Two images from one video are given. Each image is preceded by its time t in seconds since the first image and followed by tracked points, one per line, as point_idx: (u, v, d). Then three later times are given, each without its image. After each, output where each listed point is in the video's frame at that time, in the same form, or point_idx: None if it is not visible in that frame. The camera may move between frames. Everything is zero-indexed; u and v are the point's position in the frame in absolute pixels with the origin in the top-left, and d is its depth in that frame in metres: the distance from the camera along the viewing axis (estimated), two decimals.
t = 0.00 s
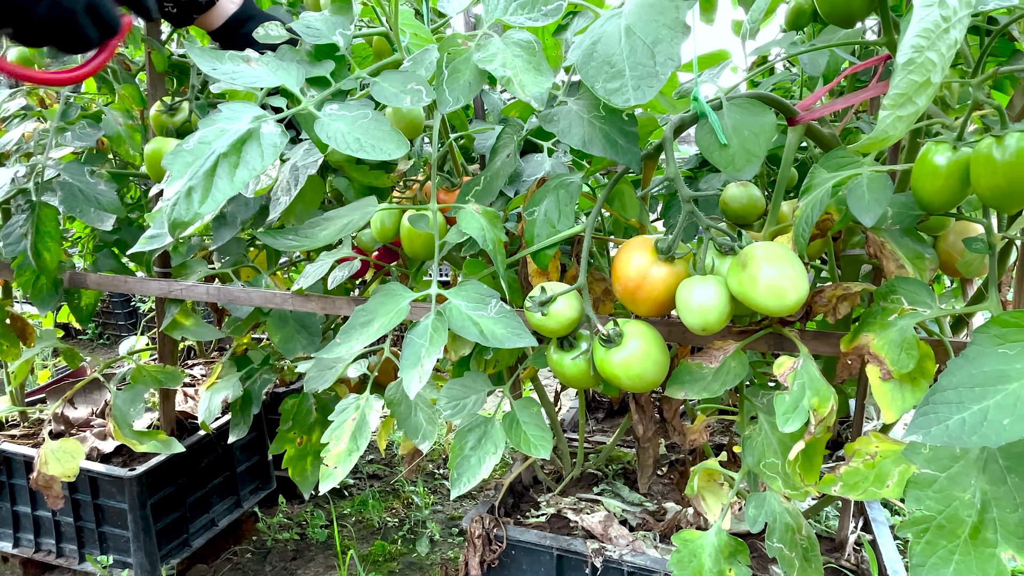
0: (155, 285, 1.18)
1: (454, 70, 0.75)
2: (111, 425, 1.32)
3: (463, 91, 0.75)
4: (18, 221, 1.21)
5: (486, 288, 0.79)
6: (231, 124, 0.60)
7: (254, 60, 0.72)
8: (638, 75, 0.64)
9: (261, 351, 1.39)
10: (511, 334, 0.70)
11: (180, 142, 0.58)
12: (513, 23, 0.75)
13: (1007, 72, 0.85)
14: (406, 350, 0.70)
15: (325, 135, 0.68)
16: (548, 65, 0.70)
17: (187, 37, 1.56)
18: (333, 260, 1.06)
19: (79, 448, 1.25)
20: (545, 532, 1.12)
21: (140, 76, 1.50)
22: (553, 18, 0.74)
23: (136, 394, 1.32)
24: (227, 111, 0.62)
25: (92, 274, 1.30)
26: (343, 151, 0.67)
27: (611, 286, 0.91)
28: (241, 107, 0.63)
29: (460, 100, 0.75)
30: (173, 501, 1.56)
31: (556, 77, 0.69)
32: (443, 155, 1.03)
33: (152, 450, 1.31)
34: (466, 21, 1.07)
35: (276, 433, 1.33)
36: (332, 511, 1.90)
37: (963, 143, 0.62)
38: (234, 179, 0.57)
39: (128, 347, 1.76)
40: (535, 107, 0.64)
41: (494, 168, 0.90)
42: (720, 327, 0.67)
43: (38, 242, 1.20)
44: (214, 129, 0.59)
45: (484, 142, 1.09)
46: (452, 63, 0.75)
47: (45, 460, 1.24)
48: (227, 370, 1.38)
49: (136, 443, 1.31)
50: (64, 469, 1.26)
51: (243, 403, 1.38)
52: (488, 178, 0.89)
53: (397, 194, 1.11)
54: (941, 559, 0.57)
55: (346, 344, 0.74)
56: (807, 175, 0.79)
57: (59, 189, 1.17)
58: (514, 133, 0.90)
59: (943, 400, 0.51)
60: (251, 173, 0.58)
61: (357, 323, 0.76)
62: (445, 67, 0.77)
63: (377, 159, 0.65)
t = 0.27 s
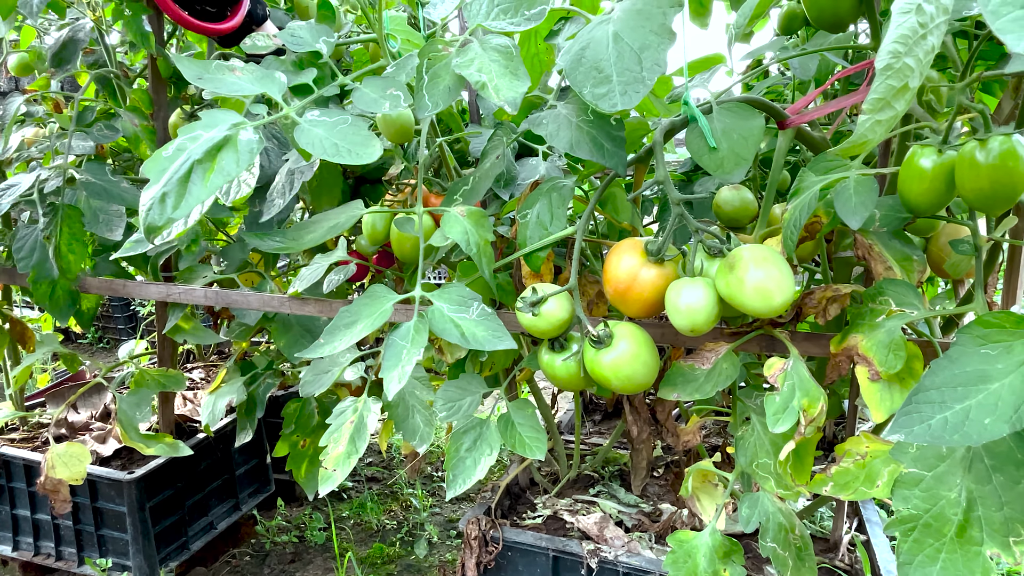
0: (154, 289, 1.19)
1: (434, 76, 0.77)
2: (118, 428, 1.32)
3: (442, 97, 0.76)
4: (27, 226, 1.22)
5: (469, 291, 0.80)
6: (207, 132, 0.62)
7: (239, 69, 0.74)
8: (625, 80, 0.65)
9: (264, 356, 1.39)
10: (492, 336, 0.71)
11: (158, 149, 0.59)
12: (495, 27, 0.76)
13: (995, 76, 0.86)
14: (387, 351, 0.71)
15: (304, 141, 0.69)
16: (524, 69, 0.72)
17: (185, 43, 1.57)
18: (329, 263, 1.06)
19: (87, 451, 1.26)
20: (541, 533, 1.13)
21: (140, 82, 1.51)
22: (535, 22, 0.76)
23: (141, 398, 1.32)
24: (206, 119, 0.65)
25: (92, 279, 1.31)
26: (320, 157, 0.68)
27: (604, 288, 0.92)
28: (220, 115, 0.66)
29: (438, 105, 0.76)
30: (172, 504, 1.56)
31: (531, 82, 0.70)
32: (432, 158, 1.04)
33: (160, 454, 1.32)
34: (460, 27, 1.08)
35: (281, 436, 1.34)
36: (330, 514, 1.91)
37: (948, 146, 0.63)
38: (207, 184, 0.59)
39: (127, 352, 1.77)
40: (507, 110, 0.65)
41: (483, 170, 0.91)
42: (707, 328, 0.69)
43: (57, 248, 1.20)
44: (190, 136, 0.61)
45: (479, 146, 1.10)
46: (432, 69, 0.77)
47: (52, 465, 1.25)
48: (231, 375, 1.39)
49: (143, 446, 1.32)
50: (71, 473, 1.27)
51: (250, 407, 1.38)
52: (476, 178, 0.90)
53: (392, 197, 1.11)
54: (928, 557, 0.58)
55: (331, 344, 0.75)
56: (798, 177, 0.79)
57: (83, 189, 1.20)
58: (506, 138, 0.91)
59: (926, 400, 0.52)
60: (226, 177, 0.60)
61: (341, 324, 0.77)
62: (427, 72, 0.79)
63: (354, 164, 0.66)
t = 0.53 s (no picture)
0: (151, 293, 1.20)
1: (433, 82, 0.77)
2: (117, 431, 1.33)
3: (442, 104, 0.77)
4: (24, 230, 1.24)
5: (467, 295, 0.80)
6: (212, 142, 0.61)
7: (237, 75, 0.73)
8: (611, 86, 0.65)
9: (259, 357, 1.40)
10: (489, 340, 0.72)
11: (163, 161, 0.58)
12: (493, 35, 0.77)
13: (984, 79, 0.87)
14: (386, 355, 0.71)
15: (306, 149, 0.69)
16: (523, 77, 0.72)
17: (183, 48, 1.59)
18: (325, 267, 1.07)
19: (87, 455, 1.26)
20: (537, 535, 1.13)
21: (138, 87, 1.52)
22: (532, 29, 0.77)
23: (140, 401, 1.31)
24: (209, 128, 0.63)
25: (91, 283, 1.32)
26: (323, 165, 0.67)
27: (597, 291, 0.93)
28: (224, 124, 0.64)
29: (438, 111, 0.77)
30: (170, 507, 1.57)
31: (532, 90, 0.71)
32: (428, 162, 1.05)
33: (160, 455, 1.33)
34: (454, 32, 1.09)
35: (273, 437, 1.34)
36: (328, 516, 1.91)
37: (932, 150, 0.64)
38: (215, 197, 0.58)
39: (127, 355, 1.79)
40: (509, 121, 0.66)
41: (478, 176, 0.91)
42: (697, 330, 0.69)
43: (55, 250, 1.23)
44: (195, 147, 0.60)
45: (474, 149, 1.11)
46: (431, 76, 0.78)
47: (51, 467, 1.26)
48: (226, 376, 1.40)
49: (142, 449, 1.32)
50: (71, 476, 1.27)
51: (242, 408, 1.38)
52: (472, 185, 0.91)
53: (388, 201, 1.12)
54: (916, 558, 0.58)
55: (328, 349, 0.76)
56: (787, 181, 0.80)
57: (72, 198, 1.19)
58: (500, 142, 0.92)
59: (908, 402, 0.52)
60: (233, 189, 0.59)
61: (339, 327, 0.78)
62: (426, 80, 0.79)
63: (357, 173, 0.66)
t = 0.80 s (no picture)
0: (146, 297, 1.19)
1: (428, 84, 0.77)
2: (110, 436, 1.32)
3: (437, 105, 0.76)
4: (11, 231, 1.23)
5: (462, 299, 0.80)
6: (201, 145, 0.61)
7: (231, 78, 0.73)
8: (609, 86, 0.64)
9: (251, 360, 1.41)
10: (484, 344, 0.71)
11: (153, 163, 0.58)
12: (488, 37, 0.77)
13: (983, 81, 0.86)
14: (380, 359, 0.70)
15: (298, 151, 0.68)
16: (517, 79, 0.72)
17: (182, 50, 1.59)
18: (320, 270, 1.06)
19: (78, 458, 1.26)
20: (534, 540, 1.13)
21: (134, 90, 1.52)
22: (528, 32, 0.77)
23: (133, 405, 1.33)
24: (199, 132, 0.63)
25: (84, 285, 1.33)
26: (315, 168, 0.67)
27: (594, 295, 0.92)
28: (214, 127, 0.64)
29: (432, 114, 0.76)
30: (167, 511, 1.56)
31: (525, 90, 0.70)
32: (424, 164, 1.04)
33: (152, 461, 1.32)
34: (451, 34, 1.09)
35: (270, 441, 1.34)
36: (326, 519, 1.90)
37: (932, 153, 0.63)
38: (202, 199, 0.57)
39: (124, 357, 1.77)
40: (501, 121, 0.65)
41: (474, 179, 0.91)
42: (695, 335, 0.68)
43: (24, 253, 1.21)
44: (184, 150, 0.60)
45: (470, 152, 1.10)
46: (426, 78, 0.78)
47: (42, 474, 1.25)
48: (220, 381, 1.40)
49: (136, 454, 1.30)
50: (63, 481, 1.28)
51: (236, 413, 1.37)
52: (467, 188, 0.90)
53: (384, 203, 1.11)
54: (915, 566, 0.57)
55: (324, 353, 0.75)
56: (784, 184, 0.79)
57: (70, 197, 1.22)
58: (496, 145, 0.92)
59: (909, 410, 0.52)
60: (221, 191, 0.58)
61: (333, 331, 0.77)
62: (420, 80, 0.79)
63: (348, 174, 0.65)
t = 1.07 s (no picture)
0: (143, 302, 1.20)
1: (418, 89, 0.76)
2: (105, 441, 1.33)
3: (427, 109, 0.75)
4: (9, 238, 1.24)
5: (454, 305, 0.79)
6: (191, 152, 0.60)
7: (221, 83, 0.73)
8: (600, 96, 0.64)
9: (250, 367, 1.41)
10: (476, 350, 0.70)
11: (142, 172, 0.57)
12: (480, 40, 0.76)
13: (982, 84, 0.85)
14: (371, 366, 0.70)
15: (290, 159, 0.68)
16: (508, 82, 0.71)
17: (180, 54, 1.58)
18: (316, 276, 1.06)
19: (73, 464, 1.29)
20: (532, 547, 1.12)
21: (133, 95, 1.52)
22: (519, 35, 0.76)
23: (130, 411, 1.33)
24: (188, 140, 0.62)
25: (81, 291, 1.34)
26: (305, 175, 0.66)
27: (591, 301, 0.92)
28: (204, 134, 0.63)
29: (422, 118, 0.75)
30: (166, 516, 1.56)
31: (515, 93, 0.70)
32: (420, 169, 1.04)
33: (147, 466, 1.32)
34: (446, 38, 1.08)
35: (270, 446, 1.33)
36: (326, 524, 1.90)
37: (927, 161, 0.62)
38: (192, 208, 0.56)
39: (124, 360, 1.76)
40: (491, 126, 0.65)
41: (468, 185, 0.91)
42: (685, 344, 0.68)
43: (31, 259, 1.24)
44: (174, 157, 0.59)
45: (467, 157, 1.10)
46: (415, 82, 0.76)
47: (39, 478, 1.28)
48: (217, 387, 1.38)
49: (130, 458, 1.31)
50: (58, 487, 1.30)
51: (236, 419, 1.38)
52: (461, 194, 0.90)
53: (381, 209, 1.11)
54: None
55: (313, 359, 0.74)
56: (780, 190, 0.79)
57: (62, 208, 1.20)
58: (490, 151, 0.92)
59: (902, 420, 0.51)
60: (212, 200, 0.57)
61: (323, 338, 0.76)
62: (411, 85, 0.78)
63: (339, 183, 0.65)
